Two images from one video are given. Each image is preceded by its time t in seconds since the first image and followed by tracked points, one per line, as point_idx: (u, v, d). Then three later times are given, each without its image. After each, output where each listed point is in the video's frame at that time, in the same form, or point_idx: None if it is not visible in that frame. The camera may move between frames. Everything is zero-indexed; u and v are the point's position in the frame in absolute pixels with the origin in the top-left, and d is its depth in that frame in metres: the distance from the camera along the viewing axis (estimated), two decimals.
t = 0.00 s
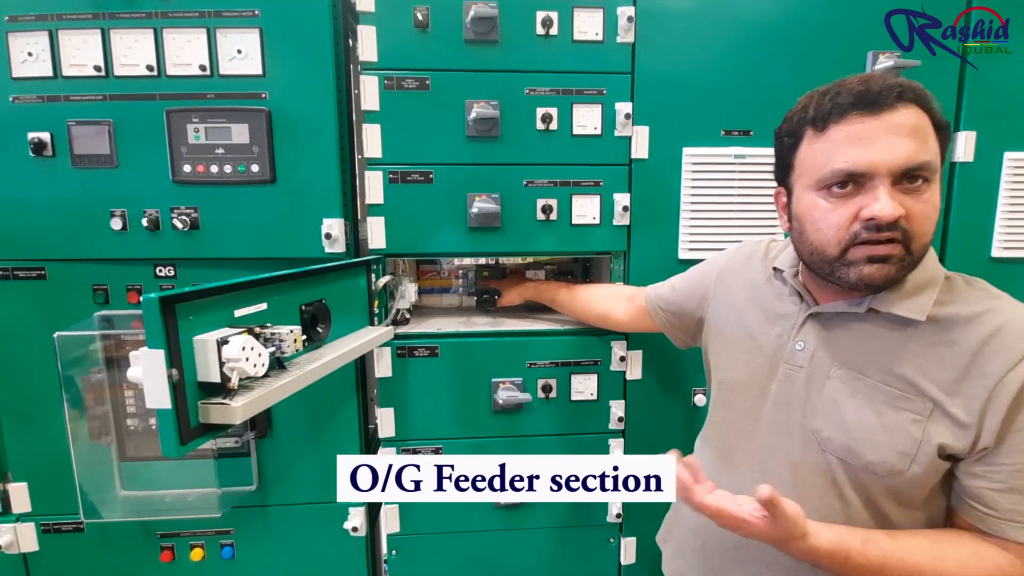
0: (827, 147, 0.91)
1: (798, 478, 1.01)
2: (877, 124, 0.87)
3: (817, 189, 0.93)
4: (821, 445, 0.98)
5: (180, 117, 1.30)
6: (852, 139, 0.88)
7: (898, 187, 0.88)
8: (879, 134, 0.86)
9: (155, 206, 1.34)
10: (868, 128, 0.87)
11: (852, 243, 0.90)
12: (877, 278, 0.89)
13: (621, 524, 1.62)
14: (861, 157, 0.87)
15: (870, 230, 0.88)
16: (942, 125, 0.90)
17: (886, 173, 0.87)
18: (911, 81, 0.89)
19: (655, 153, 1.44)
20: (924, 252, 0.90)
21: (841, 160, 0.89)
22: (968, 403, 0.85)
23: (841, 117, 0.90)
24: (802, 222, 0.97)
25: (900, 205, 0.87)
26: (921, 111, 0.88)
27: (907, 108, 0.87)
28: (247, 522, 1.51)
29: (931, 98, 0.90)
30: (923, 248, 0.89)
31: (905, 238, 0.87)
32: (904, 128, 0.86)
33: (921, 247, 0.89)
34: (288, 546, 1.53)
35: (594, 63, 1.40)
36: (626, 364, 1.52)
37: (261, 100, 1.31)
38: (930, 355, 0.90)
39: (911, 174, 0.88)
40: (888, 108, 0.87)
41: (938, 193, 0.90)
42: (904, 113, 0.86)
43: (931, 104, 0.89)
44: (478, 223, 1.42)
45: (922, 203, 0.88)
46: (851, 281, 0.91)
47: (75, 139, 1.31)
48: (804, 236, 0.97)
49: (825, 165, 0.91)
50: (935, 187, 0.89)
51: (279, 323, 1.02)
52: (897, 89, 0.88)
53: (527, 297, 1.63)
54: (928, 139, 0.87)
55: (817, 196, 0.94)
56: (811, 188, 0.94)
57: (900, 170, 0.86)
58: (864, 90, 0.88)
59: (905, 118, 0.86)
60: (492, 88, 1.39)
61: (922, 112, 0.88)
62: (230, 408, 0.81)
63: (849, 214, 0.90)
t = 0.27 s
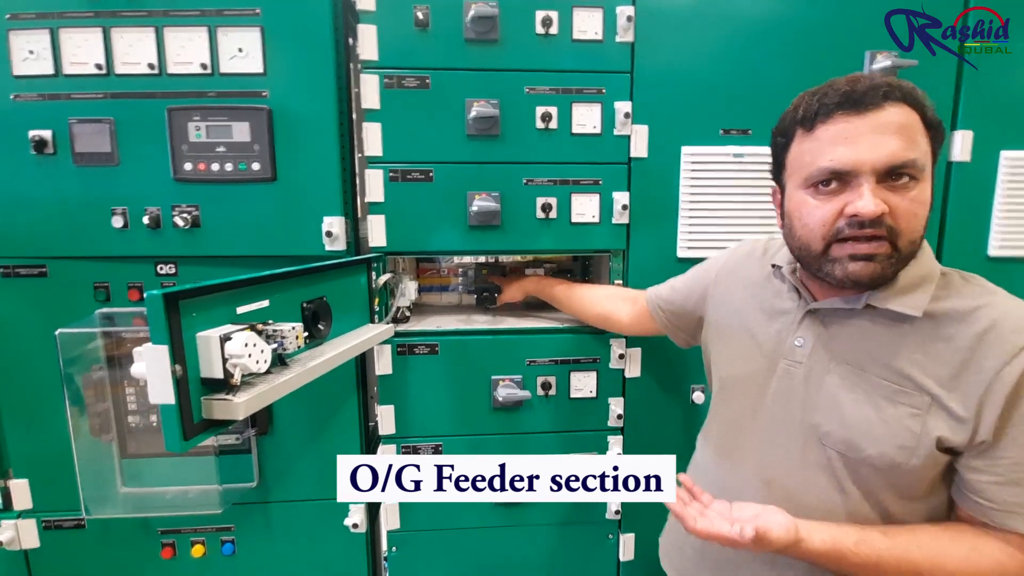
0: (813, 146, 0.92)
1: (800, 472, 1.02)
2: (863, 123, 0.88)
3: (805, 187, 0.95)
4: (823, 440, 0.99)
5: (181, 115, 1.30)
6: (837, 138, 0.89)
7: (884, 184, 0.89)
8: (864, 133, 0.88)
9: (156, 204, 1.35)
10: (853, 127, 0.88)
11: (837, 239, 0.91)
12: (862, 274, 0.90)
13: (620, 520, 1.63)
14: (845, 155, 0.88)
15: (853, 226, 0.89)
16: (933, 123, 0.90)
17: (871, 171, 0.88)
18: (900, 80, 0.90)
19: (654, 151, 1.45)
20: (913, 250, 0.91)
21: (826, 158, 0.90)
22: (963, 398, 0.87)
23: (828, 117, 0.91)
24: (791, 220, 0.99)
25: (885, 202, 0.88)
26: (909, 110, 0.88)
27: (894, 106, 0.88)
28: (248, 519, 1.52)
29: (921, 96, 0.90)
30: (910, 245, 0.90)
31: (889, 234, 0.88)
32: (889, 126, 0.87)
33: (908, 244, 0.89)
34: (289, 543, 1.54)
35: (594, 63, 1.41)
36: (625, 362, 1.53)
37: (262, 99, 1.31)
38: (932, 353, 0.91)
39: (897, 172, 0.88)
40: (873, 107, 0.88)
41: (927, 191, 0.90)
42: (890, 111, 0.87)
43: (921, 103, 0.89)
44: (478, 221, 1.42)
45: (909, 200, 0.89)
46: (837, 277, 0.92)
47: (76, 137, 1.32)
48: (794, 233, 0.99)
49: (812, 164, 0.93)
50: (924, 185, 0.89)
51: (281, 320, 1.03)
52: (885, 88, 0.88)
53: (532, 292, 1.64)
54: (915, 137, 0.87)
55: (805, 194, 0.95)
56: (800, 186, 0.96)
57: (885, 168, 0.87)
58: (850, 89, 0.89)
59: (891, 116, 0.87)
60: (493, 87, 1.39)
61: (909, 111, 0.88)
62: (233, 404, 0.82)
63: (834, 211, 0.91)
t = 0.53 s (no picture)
0: (825, 127, 0.93)
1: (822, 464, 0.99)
2: (873, 102, 0.89)
3: (818, 168, 0.96)
4: (847, 425, 0.97)
5: (182, 107, 1.29)
6: (847, 118, 0.90)
7: (895, 163, 0.89)
8: (874, 112, 0.88)
9: (158, 198, 1.34)
10: (863, 107, 0.89)
11: (848, 219, 0.92)
12: (873, 253, 0.90)
13: (622, 517, 1.62)
14: (855, 134, 0.89)
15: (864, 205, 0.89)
16: (948, 103, 0.90)
17: (882, 149, 0.88)
18: (914, 60, 0.90)
19: (659, 146, 1.44)
20: (928, 230, 0.90)
21: (837, 138, 0.91)
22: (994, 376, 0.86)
23: (839, 98, 0.92)
24: (806, 202, 0.99)
25: (897, 181, 0.88)
26: (922, 89, 0.88)
27: (906, 85, 0.88)
28: (249, 515, 1.50)
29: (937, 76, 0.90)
30: (924, 224, 0.89)
31: (901, 213, 0.88)
32: (901, 105, 0.87)
33: (922, 223, 0.89)
34: (289, 539, 1.53)
35: (599, 56, 1.40)
36: (629, 358, 1.52)
37: (265, 92, 1.30)
38: (950, 328, 0.90)
39: (909, 150, 0.88)
40: (884, 86, 0.88)
41: (942, 170, 0.89)
42: (902, 90, 0.88)
43: (935, 81, 0.89)
44: (479, 216, 1.41)
45: (922, 178, 0.88)
46: (849, 257, 0.93)
47: (76, 130, 1.31)
48: (808, 214, 1.00)
49: (824, 144, 0.94)
50: (939, 164, 0.89)
51: (282, 314, 1.02)
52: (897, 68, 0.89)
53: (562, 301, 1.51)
54: (928, 116, 0.87)
55: (818, 175, 0.96)
56: (813, 168, 0.97)
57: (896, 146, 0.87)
58: (861, 70, 0.90)
59: (903, 95, 0.88)
60: (497, 81, 1.38)
61: (922, 90, 0.88)
62: (235, 397, 0.81)
63: (846, 191, 0.92)
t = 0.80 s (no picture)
0: (858, 108, 0.93)
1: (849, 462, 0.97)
2: (908, 82, 0.88)
3: (850, 150, 0.95)
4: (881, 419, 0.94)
5: (179, 96, 1.27)
6: (880, 98, 0.90)
7: (931, 144, 0.87)
8: (908, 92, 0.87)
9: (153, 188, 1.32)
10: (898, 87, 0.88)
11: (882, 200, 0.90)
12: (908, 235, 0.88)
13: (622, 516, 1.60)
14: (889, 114, 0.88)
15: (899, 186, 0.88)
16: (985, 84, 0.88)
17: (917, 129, 0.87)
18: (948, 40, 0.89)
19: (663, 138, 1.42)
20: (966, 212, 0.88)
21: (870, 119, 0.90)
22: None
23: (872, 79, 0.91)
24: (838, 186, 0.98)
25: (935, 161, 0.86)
26: (959, 68, 0.87)
27: (942, 64, 0.87)
28: (244, 510, 1.49)
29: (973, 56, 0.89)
30: (963, 205, 0.87)
31: (938, 193, 0.86)
32: (936, 84, 0.87)
33: (960, 205, 0.87)
34: (287, 535, 1.51)
35: (602, 47, 1.37)
36: (630, 354, 1.50)
37: (262, 80, 1.28)
38: (994, 317, 0.88)
39: (946, 130, 0.87)
40: (919, 66, 0.87)
41: (981, 151, 0.87)
42: (938, 70, 0.87)
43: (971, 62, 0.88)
44: (479, 208, 1.39)
45: (959, 159, 0.86)
46: (882, 239, 0.91)
47: (72, 119, 1.29)
48: (840, 199, 0.98)
49: (856, 126, 0.93)
50: (978, 144, 0.87)
51: (276, 305, 1.00)
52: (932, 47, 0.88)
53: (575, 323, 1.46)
54: (967, 95, 0.86)
55: (850, 158, 0.95)
56: (845, 151, 0.96)
57: (933, 126, 0.86)
58: (894, 50, 0.89)
59: (939, 75, 0.87)
60: (497, 71, 1.36)
61: (959, 70, 0.87)
62: (224, 389, 0.79)
63: (880, 172, 0.91)
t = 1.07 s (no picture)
0: (878, 103, 0.91)
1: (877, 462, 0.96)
2: (927, 77, 0.87)
3: (868, 145, 0.93)
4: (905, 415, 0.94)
5: (176, 85, 1.27)
6: (899, 92, 0.88)
7: (952, 138, 0.87)
8: (928, 86, 0.86)
9: (151, 177, 1.32)
10: (919, 81, 0.87)
11: (903, 195, 0.89)
12: (930, 231, 0.87)
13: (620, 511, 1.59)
14: (910, 108, 0.87)
15: (921, 180, 0.87)
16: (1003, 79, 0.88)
17: (938, 123, 0.86)
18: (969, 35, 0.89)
19: (663, 131, 1.40)
20: (987, 209, 0.87)
21: (889, 113, 0.89)
22: None
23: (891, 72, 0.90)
24: (854, 182, 0.97)
25: (956, 156, 0.86)
26: (981, 63, 0.86)
27: (963, 59, 0.86)
28: (241, 501, 1.49)
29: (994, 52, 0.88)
30: (983, 202, 0.86)
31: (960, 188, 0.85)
32: (957, 78, 0.86)
33: (981, 200, 0.86)
34: (284, 526, 1.51)
35: (603, 38, 1.36)
36: (628, 348, 1.49)
37: (259, 70, 1.28)
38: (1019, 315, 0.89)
39: (966, 125, 0.86)
40: (941, 60, 0.86)
41: (1002, 147, 0.87)
42: (960, 64, 0.86)
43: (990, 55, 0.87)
44: (478, 201, 1.38)
45: (981, 153, 0.86)
46: (903, 234, 0.90)
47: (69, 108, 1.29)
48: (855, 194, 0.97)
49: (875, 121, 0.92)
50: (999, 140, 0.87)
51: (270, 294, 1.00)
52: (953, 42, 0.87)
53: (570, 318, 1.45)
54: (988, 90, 0.86)
55: (868, 153, 0.93)
56: (862, 146, 0.94)
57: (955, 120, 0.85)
58: (913, 44, 0.88)
59: (961, 69, 0.86)
60: (495, 62, 1.35)
61: (981, 64, 0.86)
62: (214, 375, 0.78)
63: (900, 167, 0.89)
